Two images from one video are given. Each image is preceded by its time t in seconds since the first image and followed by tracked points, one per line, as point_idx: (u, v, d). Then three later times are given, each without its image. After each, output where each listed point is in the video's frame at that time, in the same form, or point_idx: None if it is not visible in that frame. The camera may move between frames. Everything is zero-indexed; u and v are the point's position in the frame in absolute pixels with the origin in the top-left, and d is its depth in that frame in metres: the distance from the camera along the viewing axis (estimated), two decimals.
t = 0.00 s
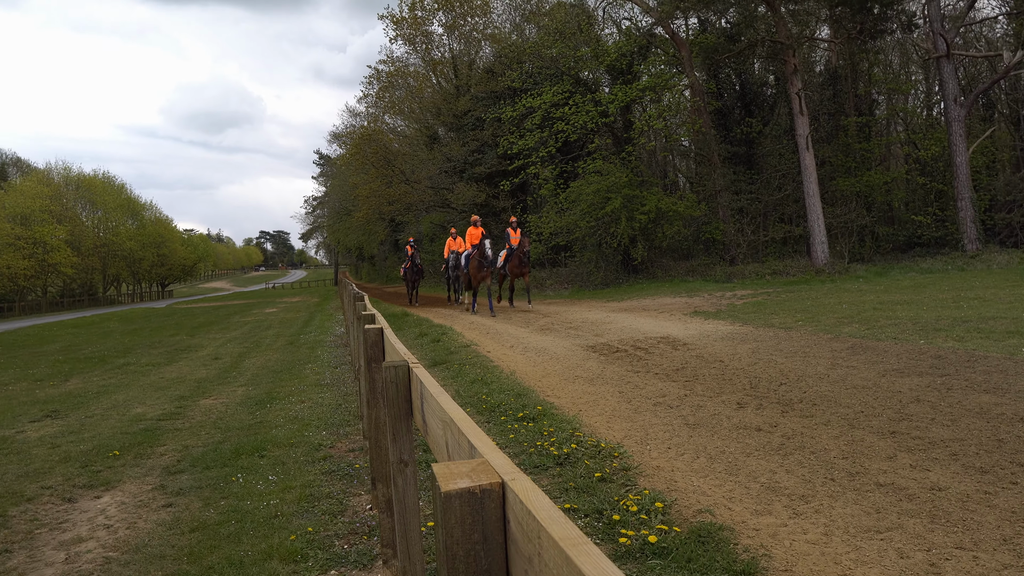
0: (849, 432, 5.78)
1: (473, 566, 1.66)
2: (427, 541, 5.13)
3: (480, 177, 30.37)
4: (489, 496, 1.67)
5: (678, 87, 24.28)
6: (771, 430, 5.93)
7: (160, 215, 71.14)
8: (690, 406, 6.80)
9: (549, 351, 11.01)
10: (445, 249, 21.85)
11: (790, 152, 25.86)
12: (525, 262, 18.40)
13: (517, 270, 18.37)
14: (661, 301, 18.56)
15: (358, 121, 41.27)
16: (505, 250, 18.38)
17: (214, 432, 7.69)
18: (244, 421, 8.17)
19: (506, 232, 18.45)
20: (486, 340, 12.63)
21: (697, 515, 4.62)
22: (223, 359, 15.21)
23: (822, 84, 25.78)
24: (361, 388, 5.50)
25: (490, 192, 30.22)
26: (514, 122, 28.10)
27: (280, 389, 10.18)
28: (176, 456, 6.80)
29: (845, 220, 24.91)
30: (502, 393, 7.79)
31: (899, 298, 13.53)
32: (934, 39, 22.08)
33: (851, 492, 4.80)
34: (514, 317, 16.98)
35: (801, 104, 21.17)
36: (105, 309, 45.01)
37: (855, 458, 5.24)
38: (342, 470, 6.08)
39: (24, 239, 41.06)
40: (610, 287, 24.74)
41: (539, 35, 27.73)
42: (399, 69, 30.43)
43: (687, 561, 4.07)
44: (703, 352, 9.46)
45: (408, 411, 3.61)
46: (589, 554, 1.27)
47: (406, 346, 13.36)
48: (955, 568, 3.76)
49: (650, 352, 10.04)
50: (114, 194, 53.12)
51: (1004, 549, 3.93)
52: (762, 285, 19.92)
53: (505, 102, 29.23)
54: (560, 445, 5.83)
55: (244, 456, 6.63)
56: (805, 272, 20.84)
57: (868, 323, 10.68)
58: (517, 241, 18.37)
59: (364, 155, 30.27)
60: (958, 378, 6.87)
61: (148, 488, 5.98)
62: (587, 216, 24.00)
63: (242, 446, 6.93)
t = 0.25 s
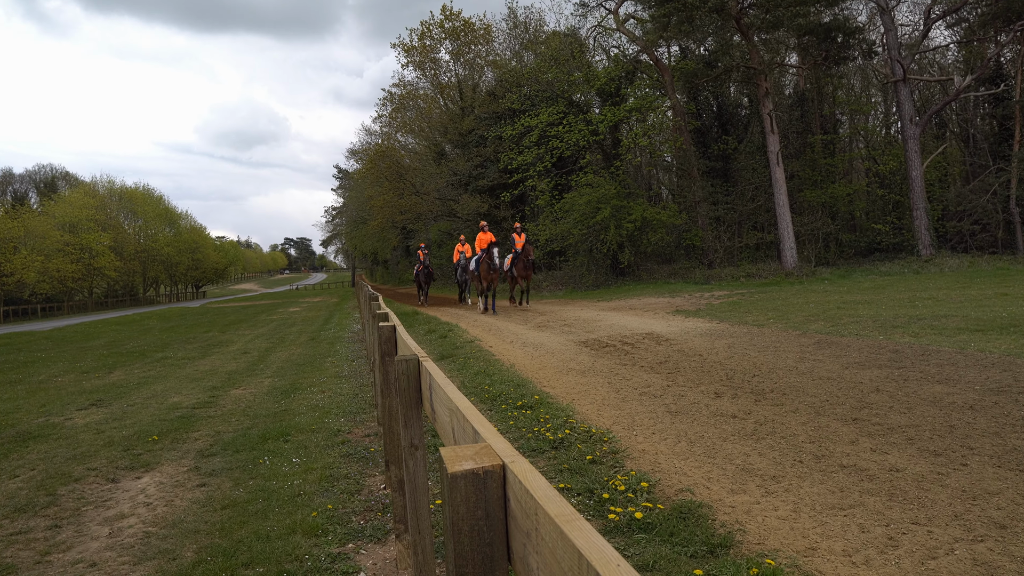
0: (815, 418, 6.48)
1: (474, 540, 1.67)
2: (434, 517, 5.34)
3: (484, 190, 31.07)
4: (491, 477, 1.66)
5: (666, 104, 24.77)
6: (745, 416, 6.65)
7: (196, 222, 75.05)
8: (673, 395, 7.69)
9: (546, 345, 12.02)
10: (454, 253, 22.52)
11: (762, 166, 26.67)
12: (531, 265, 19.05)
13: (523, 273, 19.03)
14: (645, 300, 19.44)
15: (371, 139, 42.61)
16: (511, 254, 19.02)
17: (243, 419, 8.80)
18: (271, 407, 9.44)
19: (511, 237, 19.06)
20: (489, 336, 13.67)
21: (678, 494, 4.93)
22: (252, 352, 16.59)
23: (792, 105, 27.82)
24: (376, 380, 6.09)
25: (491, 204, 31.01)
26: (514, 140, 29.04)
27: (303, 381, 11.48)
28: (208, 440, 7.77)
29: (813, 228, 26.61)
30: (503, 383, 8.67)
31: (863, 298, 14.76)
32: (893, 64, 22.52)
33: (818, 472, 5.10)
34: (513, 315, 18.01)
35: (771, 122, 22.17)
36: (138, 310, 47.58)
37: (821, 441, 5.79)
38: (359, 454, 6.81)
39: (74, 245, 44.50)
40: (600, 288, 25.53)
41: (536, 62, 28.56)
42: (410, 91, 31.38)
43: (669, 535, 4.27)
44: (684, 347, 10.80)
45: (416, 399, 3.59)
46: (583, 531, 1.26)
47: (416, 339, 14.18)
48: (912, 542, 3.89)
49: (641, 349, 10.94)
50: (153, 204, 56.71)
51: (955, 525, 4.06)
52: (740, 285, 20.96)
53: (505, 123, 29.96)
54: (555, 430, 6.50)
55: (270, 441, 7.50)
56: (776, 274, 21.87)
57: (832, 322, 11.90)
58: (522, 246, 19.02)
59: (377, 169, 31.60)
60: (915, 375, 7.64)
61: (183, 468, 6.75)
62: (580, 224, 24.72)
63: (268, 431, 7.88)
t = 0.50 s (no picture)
0: (813, 418, 6.52)
1: (475, 540, 1.71)
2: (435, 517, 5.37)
3: (483, 191, 31.22)
4: (491, 478, 1.70)
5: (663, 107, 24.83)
6: (744, 416, 6.69)
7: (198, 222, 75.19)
8: (672, 395, 7.75)
9: (546, 346, 12.08)
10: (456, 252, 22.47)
11: (760, 168, 26.99)
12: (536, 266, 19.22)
13: (528, 273, 19.11)
14: (644, 301, 19.56)
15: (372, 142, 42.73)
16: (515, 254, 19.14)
17: (245, 419, 8.84)
18: (273, 408, 9.48)
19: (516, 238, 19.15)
20: (489, 336, 13.74)
21: (678, 493, 4.95)
22: (254, 352, 16.64)
23: (790, 107, 27.86)
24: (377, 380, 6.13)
25: (491, 205, 31.14)
26: (514, 141, 29.19)
27: (304, 381, 11.53)
28: (210, 441, 7.80)
29: (810, 229, 26.95)
30: (503, 383, 8.73)
31: (860, 299, 14.83)
32: (889, 66, 22.58)
33: (816, 472, 5.15)
34: (513, 316, 18.08)
35: (769, 125, 22.25)
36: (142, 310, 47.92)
37: (818, 441, 5.83)
38: (360, 454, 6.86)
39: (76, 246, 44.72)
40: (600, 289, 25.70)
41: (536, 64, 28.69)
42: (411, 93, 31.46)
43: (669, 534, 4.30)
44: (683, 347, 10.85)
45: (417, 399, 3.62)
46: (582, 530, 1.30)
47: (417, 340, 14.26)
48: (910, 542, 3.92)
49: (642, 349, 11.02)
50: (155, 205, 56.85)
51: (953, 525, 4.09)
52: (738, 286, 21.00)
53: (504, 125, 30.12)
54: (555, 430, 6.54)
55: (271, 441, 7.55)
56: (774, 275, 21.99)
57: (830, 322, 11.97)
58: (526, 246, 19.09)
59: (378, 170, 31.73)
60: (912, 375, 7.69)
61: (185, 469, 6.77)
62: (579, 226, 24.76)
63: (270, 432, 7.92)
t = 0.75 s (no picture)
0: (812, 420, 6.53)
1: (474, 541, 1.70)
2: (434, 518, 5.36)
3: (482, 193, 31.29)
4: (490, 480, 1.70)
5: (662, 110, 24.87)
6: (743, 418, 6.70)
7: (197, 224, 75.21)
8: (671, 397, 7.75)
9: (546, 347, 12.09)
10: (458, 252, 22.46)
11: (759, 170, 27.10)
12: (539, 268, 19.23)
13: (531, 276, 19.13)
14: (644, 303, 19.58)
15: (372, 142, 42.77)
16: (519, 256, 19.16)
17: (245, 421, 8.84)
18: (272, 410, 9.46)
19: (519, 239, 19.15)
20: (488, 338, 13.76)
21: (677, 495, 4.95)
22: (253, 354, 16.63)
23: (789, 109, 27.92)
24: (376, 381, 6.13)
25: (490, 207, 31.22)
26: (513, 143, 29.26)
27: (304, 383, 11.52)
28: (210, 443, 7.78)
29: (809, 231, 27.00)
30: (503, 385, 8.73)
31: (859, 300, 14.90)
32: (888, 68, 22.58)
33: (815, 473, 5.15)
34: (512, 318, 18.09)
35: (769, 127, 22.22)
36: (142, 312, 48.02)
37: (818, 443, 5.83)
38: (360, 456, 6.85)
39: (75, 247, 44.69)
40: (599, 290, 25.80)
41: (535, 65, 28.76)
42: (410, 96, 31.07)
43: (668, 536, 4.30)
44: (682, 349, 10.87)
45: (416, 401, 3.62)
46: (581, 532, 1.30)
47: (417, 342, 14.29)
48: (909, 542, 3.93)
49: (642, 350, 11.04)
50: (154, 207, 56.87)
51: (952, 526, 4.10)
52: (737, 288, 21.03)
53: (505, 126, 30.31)
54: (555, 431, 6.54)
55: (271, 442, 7.57)
56: (773, 277, 22.02)
57: (829, 324, 11.99)
58: (530, 248, 19.09)
59: (377, 172, 31.72)
60: (911, 376, 7.71)
61: (183, 471, 6.76)
62: (579, 228, 24.80)
63: (268, 433, 7.90)
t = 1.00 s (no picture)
0: (811, 420, 6.53)
1: (474, 541, 1.70)
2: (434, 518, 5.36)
3: (482, 193, 31.30)
4: (489, 481, 1.70)
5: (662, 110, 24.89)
6: (743, 418, 6.70)
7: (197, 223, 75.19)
8: (671, 397, 7.76)
9: (545, 347, 12.09)
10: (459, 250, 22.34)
11: (759, 170, 27.15)
12: (544, 267, 19.10)
13: (534, 276, 19.11)
14: (643, 303, 19.59)
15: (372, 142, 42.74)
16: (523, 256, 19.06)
17: (244, 421, 8.83)
18: (272, 410, 9.45)
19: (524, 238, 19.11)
20: (488, 338, 13.76)
21: (676, 495, 4.95)
22: (252, 354, 16.63)
23: (789, 109, 27.93)
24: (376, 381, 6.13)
25: (490, 207, 31.25)
26: (513, 143, 29.29)
27: (304, 383, 11.51)
28: (210, 443, 7.77)
29: (809, 231, 27.04)
30: (502, 385, 8.73)
31: (859, 300, 14.92)
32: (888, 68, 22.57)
33: (814, 473, 5.15)
34: (512, 318, 18.10)
35: (769, 127, 22.22)
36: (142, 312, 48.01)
37: (817, 443, 5.83)
38: (359, 456, 6.85)
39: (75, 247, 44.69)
40: (599, 290, 25.90)
41: (535, 65, 28.78)
42: (410, 95, 31.10)
43: (668, 536, 4.30)
44: (682, 349, 10.88)
45: (416, 401, 3.62)
46: (580, 532, 1.30)
47: (417, 342, 14.29)
48: (909, 542, 3.93)
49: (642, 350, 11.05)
50: (154, 207, 56.86)
51: (952, 526, 4.10)
52: (736, 288, 21.03)
53: (504, 126, 30.33)
54: (554, 432, 6.54)
55: (270, 442, 7.58)
56: (772, 277, 22.03)
57: (829, 324, 12.00)
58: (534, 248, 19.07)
59: (377, 172, 31.68)
60: (911, 377, 7.71)
61: (183, 471, 6.76)
62: (578, 228, 24.79)
63: (268, 434, 7.89)
